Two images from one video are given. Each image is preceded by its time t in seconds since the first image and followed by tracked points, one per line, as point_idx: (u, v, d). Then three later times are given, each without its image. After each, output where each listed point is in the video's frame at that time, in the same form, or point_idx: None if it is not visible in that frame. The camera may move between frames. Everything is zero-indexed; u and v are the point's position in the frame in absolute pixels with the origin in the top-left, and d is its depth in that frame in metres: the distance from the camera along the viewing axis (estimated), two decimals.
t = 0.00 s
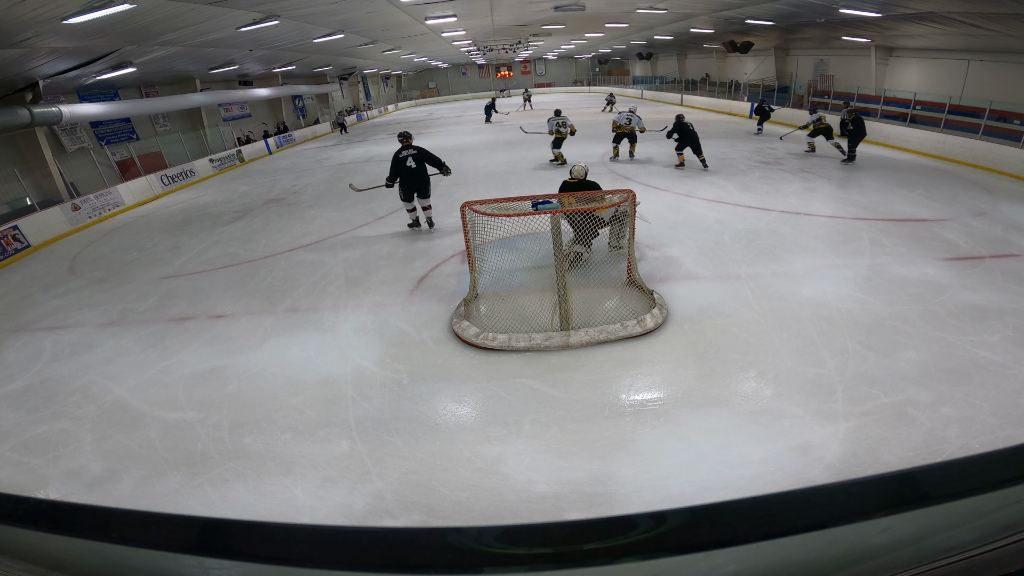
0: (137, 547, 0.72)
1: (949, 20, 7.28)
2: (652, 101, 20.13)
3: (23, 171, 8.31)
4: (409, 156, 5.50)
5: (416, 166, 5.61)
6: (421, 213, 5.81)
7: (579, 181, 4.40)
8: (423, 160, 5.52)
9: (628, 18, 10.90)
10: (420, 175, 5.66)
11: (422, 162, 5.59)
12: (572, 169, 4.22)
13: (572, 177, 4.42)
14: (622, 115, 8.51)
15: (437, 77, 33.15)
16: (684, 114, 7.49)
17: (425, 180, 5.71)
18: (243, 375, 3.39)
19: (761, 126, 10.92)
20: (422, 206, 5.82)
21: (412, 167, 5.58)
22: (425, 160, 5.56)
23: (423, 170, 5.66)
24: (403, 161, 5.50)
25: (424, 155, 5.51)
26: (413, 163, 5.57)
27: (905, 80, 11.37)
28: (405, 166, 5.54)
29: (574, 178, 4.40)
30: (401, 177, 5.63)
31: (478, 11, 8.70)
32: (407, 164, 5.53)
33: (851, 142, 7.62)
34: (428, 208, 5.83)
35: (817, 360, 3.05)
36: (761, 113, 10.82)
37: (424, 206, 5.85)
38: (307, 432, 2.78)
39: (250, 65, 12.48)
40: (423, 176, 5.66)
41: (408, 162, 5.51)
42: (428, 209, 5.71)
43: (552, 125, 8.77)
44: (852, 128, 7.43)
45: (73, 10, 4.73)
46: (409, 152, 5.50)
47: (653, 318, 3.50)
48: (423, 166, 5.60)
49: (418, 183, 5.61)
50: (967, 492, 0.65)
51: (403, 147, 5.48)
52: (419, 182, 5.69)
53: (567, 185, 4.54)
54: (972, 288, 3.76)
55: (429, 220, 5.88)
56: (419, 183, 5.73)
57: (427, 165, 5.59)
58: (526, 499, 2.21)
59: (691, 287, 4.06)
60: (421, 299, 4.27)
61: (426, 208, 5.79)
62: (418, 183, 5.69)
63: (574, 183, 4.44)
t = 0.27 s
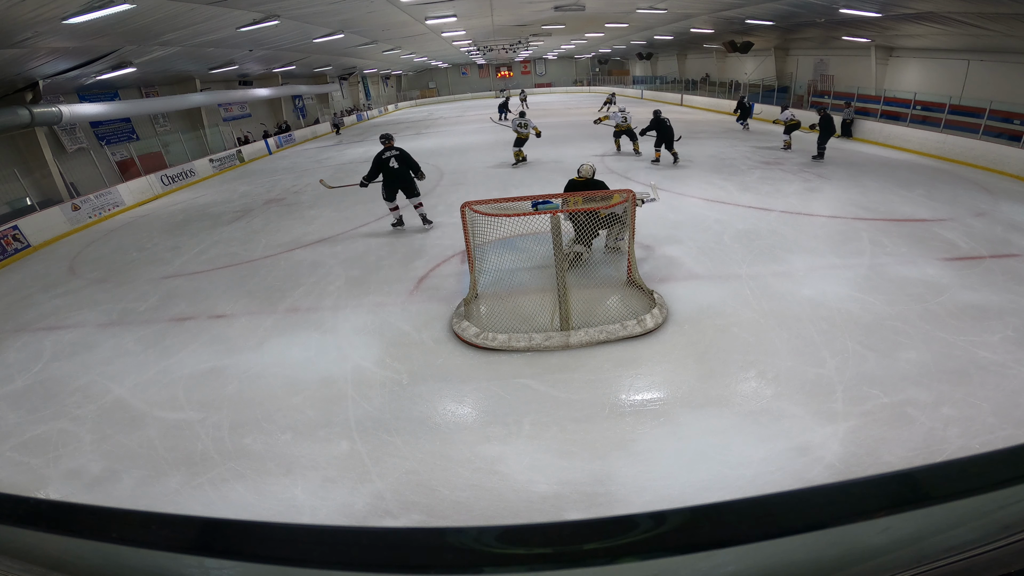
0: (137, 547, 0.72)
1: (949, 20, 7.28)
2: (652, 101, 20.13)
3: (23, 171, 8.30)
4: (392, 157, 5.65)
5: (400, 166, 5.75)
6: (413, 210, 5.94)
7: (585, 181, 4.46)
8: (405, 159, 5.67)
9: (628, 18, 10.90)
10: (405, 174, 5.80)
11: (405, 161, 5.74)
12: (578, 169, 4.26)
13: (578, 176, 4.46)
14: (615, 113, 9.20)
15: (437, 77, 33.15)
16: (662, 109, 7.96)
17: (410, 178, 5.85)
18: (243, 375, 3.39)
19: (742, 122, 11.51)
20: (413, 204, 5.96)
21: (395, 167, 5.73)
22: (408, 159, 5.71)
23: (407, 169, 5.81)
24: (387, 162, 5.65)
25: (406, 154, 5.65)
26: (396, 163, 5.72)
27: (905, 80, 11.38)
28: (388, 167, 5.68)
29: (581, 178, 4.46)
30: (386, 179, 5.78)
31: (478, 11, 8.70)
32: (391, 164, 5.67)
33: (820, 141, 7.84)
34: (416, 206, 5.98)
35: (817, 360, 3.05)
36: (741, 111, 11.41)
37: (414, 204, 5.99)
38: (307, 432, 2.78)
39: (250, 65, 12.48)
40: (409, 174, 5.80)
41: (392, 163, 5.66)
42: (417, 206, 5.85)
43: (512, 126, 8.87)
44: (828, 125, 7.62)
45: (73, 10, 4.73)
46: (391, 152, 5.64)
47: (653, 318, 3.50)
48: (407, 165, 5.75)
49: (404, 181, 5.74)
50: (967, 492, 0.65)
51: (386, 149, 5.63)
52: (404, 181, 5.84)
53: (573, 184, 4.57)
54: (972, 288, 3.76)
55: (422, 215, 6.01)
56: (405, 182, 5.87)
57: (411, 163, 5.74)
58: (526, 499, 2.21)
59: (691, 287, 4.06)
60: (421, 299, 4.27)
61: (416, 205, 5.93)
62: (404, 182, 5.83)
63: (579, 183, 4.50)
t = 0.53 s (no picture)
0: (137, 547, 0.72)
1: (949, 20, 7.28)
2: (652, 101, 20.13)
3: (22, 171, 8.31)
4: (373, 156, 5.84)
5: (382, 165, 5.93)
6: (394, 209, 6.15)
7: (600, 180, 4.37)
8: (386, 159, 5.84)
9: (628, 18, 10.90)
10: (386, 174, 5.98)
11: (386, 161, 5.92)
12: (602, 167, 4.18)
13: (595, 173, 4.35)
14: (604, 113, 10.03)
15: (437, 77, 33.15)
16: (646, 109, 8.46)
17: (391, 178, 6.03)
18: (243, 375, 3.39)
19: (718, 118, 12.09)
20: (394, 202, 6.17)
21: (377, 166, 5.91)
22: (389, 159, 5.89)
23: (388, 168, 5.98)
24: (369, 162, 5.83)
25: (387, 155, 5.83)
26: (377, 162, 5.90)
27: (905, 80, 11.38)
28: (369, 166, 5.85)
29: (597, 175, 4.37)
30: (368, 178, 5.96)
31: (479, 11, 8.70)
32: (371, 163, 5.84)
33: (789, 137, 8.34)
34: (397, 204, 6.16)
35: (817, 360, 3.05)
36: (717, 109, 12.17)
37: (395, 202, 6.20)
38: (307, 432, 2.78)
39: (250, 65, 12.48)
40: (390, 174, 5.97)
41: (372, 162, 5.84)
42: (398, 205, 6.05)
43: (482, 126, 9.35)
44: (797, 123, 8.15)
45: (73, 10, 4.72)
46: (373, 152, 5.81)
47: (653, 318, 3.50)
48: (388, 165, 5.93)
49: (385, 181, 5.94)
50: (967, 492, 0.65)
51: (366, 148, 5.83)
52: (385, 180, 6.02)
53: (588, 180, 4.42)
54: (972, 288, 3.76)
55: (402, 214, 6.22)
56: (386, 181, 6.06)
57: (392, 163, 5.92)
58: (526, 499, 2.21)
59: (691, 287, 4.06)
60: (421, 299, 4.27)
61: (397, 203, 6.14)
62: (385, 181, 6.02)
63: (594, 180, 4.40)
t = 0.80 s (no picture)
0: (136, 547, 0.72)
1: (948, 20, 7.28)
2: (652, 101, 20.13)
3: (22, 171, 8.30)
4: (358, 156, 5.98)
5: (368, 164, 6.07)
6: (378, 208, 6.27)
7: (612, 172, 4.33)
8: (372, 159, 5.97)
9: (628, 18, 10.91)
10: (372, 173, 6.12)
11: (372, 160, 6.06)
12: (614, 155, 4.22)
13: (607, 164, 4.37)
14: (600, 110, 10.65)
15: (437, 77, 33.15)
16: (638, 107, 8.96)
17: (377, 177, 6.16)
18: (244, 375, 3.39)
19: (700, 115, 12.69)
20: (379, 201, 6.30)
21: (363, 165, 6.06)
22: (375, 159, 6.03)
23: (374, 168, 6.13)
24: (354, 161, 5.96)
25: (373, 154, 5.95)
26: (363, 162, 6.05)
27: (905, 80, 11.39)
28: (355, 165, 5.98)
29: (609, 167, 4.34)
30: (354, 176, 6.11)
31: (479, 11, 8.71)
32: (357, 163, 5.98)
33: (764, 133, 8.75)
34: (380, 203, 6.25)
35: (817, 360, 3.05)
36: (701, 106, 12.88)
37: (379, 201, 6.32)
38: (307, 432, 2.78)
39: (250, 65, 12.48)
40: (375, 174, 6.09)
41: (357, 162, 5.97)
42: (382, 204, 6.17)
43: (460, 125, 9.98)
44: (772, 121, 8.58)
45: (72, 10, 4.72)
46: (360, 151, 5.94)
47: (653, 318, 3.50)
48: (374, 164, 6.06)
49: (369, 180, 6.05)
50: (966, 492, 0.65)
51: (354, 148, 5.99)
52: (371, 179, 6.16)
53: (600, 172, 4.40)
54: (972, 288, 3.76)
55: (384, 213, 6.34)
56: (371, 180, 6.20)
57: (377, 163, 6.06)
58: (526, 499, 2.21)
59: (691, 287, 4.06)
60: (421, 299, 4.27)
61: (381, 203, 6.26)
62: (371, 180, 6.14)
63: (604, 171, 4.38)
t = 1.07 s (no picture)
0: (136, 546, 0.72)
1: (949, 20, 7.27)
2: (652, 101, 20.11)
3: (22, 171, 8.31)
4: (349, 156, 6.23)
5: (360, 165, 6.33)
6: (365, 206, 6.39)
7: (618, 160, 4.22)
8: (361, 159, 6.18)
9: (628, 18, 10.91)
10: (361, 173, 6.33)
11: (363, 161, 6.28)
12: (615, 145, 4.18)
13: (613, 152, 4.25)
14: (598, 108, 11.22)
15: (437, 77, 33.16)
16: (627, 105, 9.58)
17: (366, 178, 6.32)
18: (244, 375, 3.39)
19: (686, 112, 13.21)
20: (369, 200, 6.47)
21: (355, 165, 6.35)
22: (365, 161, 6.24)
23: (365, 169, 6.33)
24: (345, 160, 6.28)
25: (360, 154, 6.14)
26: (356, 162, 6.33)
27: (905, 80, 11.39)
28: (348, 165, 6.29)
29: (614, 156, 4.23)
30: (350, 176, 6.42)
31: (479, 11, 8.71)
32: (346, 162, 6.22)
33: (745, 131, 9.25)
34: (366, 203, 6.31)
35: (817, 360, 3.05)
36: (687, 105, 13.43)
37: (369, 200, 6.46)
38: (307, 432, 2.78)
39: (250, 65, 12.47)
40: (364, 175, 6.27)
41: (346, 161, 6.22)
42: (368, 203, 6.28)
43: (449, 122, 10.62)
44: (751, 120, 9.12)
45: (73, 10, 4.72)
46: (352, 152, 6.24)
47: (653, 318, 3.50)
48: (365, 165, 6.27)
49: (354, 180, 6.20)
50: (967, 492, 0.65)
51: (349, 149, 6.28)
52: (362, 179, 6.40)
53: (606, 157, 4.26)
54: (972, 288, 3.76)
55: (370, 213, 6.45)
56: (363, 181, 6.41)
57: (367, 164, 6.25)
58: (526, 499, 2.21)
59: (691, 287, 4.06)
60: (421, 299, 4.27)
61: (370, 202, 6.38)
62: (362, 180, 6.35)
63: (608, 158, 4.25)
